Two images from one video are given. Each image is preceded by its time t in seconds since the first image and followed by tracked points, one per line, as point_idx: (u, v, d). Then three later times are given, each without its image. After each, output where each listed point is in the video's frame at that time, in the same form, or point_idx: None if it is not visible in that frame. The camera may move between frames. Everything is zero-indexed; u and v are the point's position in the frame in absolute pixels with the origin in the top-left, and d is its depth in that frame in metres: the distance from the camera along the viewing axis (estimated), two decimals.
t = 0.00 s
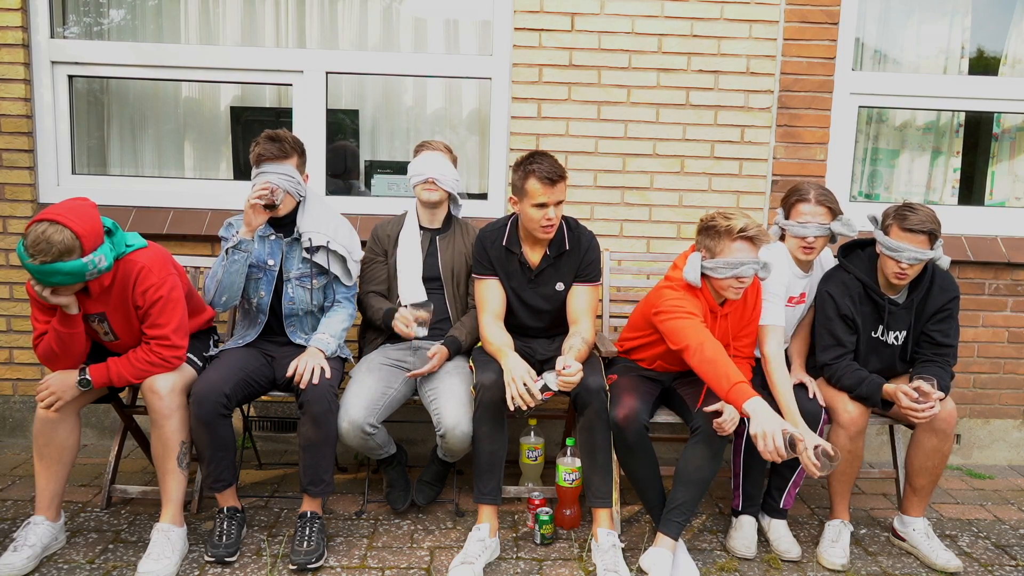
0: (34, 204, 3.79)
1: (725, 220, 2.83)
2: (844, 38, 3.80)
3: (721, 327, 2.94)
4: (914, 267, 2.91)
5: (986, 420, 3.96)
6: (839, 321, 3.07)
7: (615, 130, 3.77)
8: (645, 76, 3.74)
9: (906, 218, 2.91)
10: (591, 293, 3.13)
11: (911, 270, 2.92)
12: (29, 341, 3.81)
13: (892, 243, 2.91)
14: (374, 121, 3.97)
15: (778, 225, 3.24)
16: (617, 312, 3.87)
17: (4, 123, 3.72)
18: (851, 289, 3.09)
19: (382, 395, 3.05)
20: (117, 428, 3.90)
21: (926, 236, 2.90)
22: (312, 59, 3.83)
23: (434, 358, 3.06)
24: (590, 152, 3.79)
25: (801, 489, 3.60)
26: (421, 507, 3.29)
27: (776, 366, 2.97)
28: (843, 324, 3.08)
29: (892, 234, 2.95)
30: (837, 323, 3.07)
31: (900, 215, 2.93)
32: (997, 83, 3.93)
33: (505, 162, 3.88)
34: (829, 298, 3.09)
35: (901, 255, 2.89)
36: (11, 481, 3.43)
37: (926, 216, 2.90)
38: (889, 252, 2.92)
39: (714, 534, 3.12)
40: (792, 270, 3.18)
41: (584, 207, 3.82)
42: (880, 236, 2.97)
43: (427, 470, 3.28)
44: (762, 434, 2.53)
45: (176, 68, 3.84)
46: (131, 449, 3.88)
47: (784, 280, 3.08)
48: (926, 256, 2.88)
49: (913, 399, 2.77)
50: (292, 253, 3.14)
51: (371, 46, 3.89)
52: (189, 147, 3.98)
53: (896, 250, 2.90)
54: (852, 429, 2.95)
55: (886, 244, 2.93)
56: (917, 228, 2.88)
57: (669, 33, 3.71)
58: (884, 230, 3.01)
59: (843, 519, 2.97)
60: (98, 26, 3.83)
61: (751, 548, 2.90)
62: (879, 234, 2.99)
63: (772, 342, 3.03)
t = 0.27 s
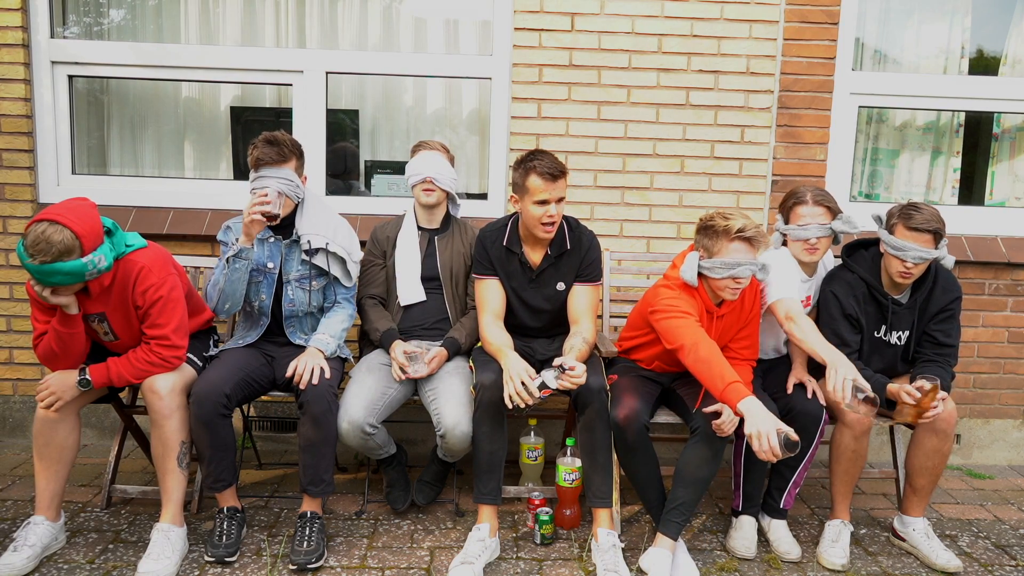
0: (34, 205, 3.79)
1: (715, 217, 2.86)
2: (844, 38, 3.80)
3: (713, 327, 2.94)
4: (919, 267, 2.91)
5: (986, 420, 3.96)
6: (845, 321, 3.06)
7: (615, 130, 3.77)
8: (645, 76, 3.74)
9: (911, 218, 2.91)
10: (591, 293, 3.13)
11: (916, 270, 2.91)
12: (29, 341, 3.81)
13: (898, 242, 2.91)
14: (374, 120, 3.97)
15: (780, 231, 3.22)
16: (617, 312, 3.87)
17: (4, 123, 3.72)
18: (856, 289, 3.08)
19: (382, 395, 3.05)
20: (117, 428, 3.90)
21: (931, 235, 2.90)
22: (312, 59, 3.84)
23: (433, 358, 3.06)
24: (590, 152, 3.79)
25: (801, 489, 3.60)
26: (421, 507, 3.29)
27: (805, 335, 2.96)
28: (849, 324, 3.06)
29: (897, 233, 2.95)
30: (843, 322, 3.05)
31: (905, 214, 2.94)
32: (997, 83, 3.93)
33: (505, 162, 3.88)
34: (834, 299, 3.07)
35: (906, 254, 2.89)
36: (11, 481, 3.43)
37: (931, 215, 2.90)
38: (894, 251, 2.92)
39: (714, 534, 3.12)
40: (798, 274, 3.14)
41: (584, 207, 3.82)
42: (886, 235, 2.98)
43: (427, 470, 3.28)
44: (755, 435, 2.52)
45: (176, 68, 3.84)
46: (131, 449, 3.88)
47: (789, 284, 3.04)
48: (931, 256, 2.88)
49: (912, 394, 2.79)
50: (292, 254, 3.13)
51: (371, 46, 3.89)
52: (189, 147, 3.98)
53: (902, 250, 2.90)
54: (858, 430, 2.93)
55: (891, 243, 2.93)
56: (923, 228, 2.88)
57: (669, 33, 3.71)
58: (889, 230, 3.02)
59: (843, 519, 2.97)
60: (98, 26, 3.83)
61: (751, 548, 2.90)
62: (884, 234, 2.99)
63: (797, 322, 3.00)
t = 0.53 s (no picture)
0: (34, 205, 3.79)
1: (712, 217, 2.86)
2: (844, 38, 3.80)
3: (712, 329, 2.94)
4: (924, 265, 2.90)
5: (986, 420, 3.96)
6: (845, 320, 3.06)
7: (615, 130, 3.77)
8: (645, 76, 3.74)
9: (917, 216, 2.91)
10: (591, 293, 3.13)
11: (921, 268, 2.91)
12: (29, 341, 3.81)
13: (902, 241, 2.91)
14: (374, 120, 3.97)
15: (779, 231, 3.21)
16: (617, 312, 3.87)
17: (4, 123, 3.72)
18: (858, 289, 3.08)
19: (382, 395, 3.05)
20: (117, 428, 3.90)
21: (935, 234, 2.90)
22: (313, 59, 3.83)
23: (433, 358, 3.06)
24: (590, 152, 3.79)
25: (801, 489, 3.60)
26: (421, 507, 3.29)
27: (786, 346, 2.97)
28: (849, 324, 3.07)
29: (902, 231, 2.94)
30: (843, 322, 3.06)
31: (910, 213, 2.94)
32: (997, 83, 3.93)
33: (504, 162, 3.88)
34: (836, 298, 3.08)
35: (911, 252, 2.88)
36: (11, 481, 3.43)
37: (936, 215, 2.90)
38: (899, 250, 2.92)
39: (714, 534, 3.12)
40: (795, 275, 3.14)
41: (584, 207, 3.82)
42: (890, 234, 2.97)
43: (427, 470, 3.28)
44: (752, 440, 2.55)
45: (176, 68, 3.84)
46: (131, 449, 3.88)
47: (787, 284, 3.04)
48: (936, 255, 2.88)
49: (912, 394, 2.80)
50: (291, 256, 3.13)
51: (371, 46, 3.89)
52: (189, 147, 3.98)
53: (907, 249, 2.90)
54: (858, 429, 2.95)
55: (896, 242, 2.93)
56: (928, 226, 2.88)
57: (669, 33, 3.71)
58: (893, 229, 3.01)
59: (843, 519, 2.97)
60: (98, 26, 3.83)
61: (751, 548, 2.90)
62: (888, 232, 2.99)
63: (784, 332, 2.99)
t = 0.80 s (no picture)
0: (34, 205, 3.79)
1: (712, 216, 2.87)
2: (844, 38, 3.80)
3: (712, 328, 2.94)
4: (920, 263, 2.90)
5: (986, 420, 3.96)
6: (843, 320, 3.06)
7: (615, 130, 3.77)
8: (645, 76, 3.74)
9: (913, 214, 2.92)
10: (591, 293, 3.13)
11: (917, 266, 2.91)
12: (29, 341, 3.81)
13: (898, 239, 2.91)
14: (374, 121, 3.97)
15: (778, 231, 3.21)
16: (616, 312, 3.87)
17: (4, 123, 3.72)
18: (854, 289, 3.08)
19: (382, 395, 3.05)
20: (117, 428, 3.90)
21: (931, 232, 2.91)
22: (313, 59, 3.83)
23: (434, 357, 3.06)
24: (590, 152, 3.79)
25: (801, 489, 3.60)
26: (421, 507, 3.29)
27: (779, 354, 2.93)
28: (848, 324, 3.07)
29: (898, 229, 2.95)
30: (841, 322, 3.06)
31: (906, 211, 2.94)
32: (997, 83, 3.93)
33: (505, 162, 3.88)
34: (832, 299, 3.07)
35: (906, 250, 2.89)
36: (11, 481, 3.43)
37: (932, 213, 2.90)
38: (895, 248, 2.92)
39: (714, 534, 3.12)
40: (792, 274, 3.14)
41: (584, 207, 3.82)
42: (886, 231, 2.98)
43: (427, 470, 3.28)
44: (752, 441, 2.55)
45: (177, 68, 3.84)
46: (131, 449, 3.88)
47: (785, 282, 3.02)
48: (932, 253, 2.89)
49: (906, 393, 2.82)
50: (292, 258, 3.15)
51: (371, 46, 3.89)
52: (189, 147, 3.98)
53: (902, 246, 2.90)
54: (857, 429, 2.95)
55: (891, 239, 2.93)
56: (924, 224, 2.89)
57: (669, 33, 3.71)
58: (889, 227, 3.02)
59: (843, 519, 2.97)
60: (98, 26, 3.83)
61: (751, 548, 2.90)
62: (884, 230, 2.99)
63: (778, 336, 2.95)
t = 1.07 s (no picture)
0: (34, 205, 3.79)
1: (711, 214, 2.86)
2: (844, 38, 3.80)
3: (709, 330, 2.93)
4: (915, 263, 2.90)
5: (986, 420, 3.96)
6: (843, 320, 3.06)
7: (615, 130, 3.77)
8: (645, 76, 3.74)
9: (908, 214, 2.92)
10: (592, 293, 3.13)
11: (913, 266, 2.91)
12: (29, 341, 3.81)
13: (892, 238, 2.92)
14: (374, 121, 3.97)
15: (779, 232, 3.20)
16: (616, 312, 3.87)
17: (4, 123, 3.72)
18: (854, 289, 3.08)
19: (382, 395, 3.05)
20: (117, 428, 3.90)
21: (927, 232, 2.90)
22: (313, 59, 3.84)
23: (433, 357, 3.06)
24: (590, 152, 3.79)
25: (801, 489, 3.60)
26: (421, 507, 3.29)
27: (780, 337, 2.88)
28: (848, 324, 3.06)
29: (894, 229, 2.96)
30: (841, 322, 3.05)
31: (902, 211, 2.94)
32: (997, 83, 3.93)
33: (505, 162, 3.88)
34: (832, 298, 3.08)
35: (900, 249, 2.89)
36: (11, 481, 3.43)
37: (929, 214, 2.90)
38: (889, 247, 2.93)
39: (714, 534, 3.12)
40: (791, 274, 3.15)
41: (584, 207, 3.82)
42: (883, 230, 2.99)
43: (427, 470, 3.28)
44: (750, 445, 2.55)
45: (177, 68, 3.84)
46: (131, 449, 3.88)
47: (785, 282, 3.03)
48: (927, 253, 2.88)
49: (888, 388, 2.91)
50: (292, 258, 3.14)
51: (371, 46, 3.89)
52: (189, 147, 3.98)
53: (896, 245, 2.91)
54: (857, 429, 2.95)
55: (887, 238, 2.94)
56: (919, 223, 2.89)
57: (669, 33, 3.71)
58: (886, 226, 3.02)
59: (843, 519, 2.97)
60: (98, 26, 3.83)
61: (751, 548, 2.90)
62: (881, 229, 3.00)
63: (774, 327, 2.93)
